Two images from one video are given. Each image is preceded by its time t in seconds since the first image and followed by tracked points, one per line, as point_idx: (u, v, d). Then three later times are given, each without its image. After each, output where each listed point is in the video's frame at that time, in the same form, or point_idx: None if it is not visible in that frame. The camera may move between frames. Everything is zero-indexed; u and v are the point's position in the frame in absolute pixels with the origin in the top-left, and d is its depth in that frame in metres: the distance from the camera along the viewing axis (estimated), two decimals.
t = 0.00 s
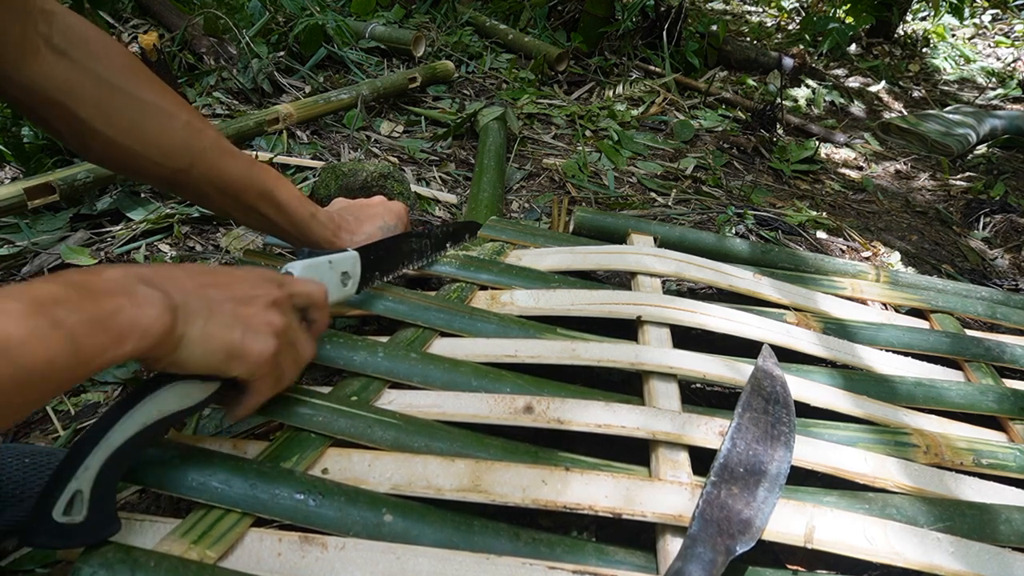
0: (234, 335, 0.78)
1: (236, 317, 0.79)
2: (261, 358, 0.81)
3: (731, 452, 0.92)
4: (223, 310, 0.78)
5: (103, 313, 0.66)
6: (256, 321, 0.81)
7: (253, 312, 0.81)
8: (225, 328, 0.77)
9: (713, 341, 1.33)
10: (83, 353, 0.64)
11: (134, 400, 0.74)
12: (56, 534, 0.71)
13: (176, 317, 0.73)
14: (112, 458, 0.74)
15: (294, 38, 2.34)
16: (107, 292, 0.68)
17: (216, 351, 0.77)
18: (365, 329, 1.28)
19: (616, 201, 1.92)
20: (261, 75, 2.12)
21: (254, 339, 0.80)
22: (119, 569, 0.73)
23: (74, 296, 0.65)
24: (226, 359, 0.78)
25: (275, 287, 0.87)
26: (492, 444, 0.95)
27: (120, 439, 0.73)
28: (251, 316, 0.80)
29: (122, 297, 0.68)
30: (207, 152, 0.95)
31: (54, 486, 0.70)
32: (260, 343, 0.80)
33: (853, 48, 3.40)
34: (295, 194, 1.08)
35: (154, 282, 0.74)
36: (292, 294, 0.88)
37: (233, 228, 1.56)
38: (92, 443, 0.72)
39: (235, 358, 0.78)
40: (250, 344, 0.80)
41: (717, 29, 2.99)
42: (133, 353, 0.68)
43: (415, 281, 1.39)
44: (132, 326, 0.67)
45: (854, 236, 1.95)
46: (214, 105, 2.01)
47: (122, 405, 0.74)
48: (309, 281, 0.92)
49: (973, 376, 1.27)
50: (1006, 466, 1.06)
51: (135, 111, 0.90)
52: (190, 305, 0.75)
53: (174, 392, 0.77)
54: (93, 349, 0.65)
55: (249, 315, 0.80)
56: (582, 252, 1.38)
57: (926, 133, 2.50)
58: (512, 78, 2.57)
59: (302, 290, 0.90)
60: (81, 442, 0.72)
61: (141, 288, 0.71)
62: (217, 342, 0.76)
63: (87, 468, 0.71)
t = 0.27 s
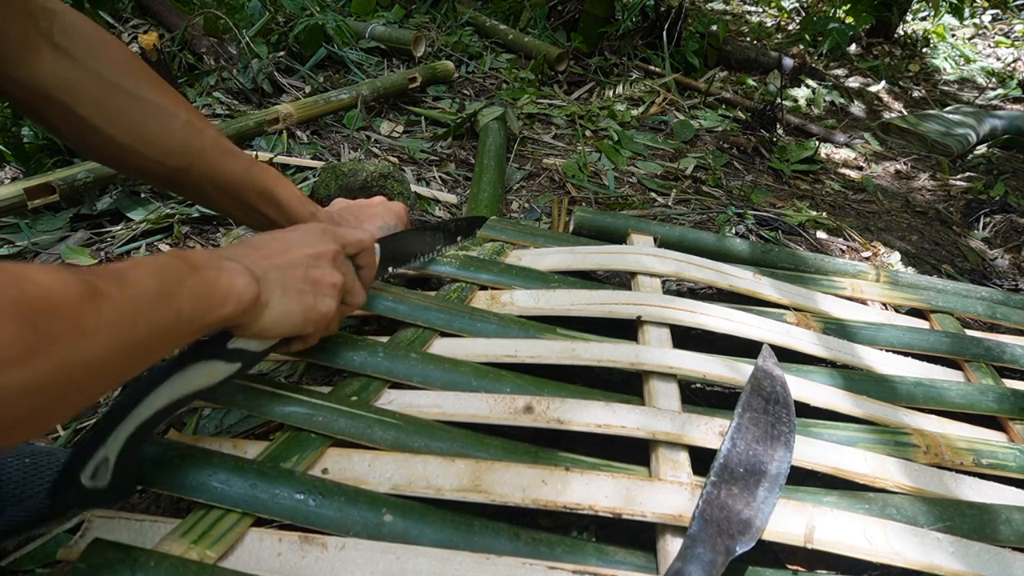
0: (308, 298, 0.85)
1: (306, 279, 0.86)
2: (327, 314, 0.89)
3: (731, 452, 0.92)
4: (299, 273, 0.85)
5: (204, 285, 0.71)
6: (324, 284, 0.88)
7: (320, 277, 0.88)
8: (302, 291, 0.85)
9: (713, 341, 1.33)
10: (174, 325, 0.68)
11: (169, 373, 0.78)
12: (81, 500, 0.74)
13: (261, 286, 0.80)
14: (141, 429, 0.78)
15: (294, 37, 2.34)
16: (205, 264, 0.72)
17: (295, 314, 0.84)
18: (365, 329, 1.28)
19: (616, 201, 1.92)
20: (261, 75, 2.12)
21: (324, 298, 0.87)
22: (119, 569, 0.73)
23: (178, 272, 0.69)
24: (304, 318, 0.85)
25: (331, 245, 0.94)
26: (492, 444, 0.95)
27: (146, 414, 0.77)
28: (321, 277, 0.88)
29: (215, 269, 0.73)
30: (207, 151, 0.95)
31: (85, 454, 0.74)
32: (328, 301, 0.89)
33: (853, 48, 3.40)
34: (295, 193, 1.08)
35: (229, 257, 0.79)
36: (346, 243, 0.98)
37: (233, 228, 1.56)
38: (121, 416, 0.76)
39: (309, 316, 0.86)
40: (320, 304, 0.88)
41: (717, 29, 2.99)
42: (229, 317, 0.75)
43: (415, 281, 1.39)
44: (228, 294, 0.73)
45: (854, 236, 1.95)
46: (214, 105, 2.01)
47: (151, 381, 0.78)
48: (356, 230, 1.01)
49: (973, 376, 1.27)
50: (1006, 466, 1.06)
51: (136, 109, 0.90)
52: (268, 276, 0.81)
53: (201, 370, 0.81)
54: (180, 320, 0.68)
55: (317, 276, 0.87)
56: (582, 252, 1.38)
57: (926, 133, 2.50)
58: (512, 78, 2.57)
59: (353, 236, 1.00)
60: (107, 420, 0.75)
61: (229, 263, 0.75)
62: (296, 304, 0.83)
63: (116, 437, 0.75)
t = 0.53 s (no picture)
0: (294, 292, 0.76)
1: (290, 270, 0.77)
2: (315, 311, 0.79)
3: (731, 453, 0.92)
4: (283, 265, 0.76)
5: (179, 277, 0.63)
6: (311, 276, 0.78)
7: (306, 269, 0.79)
8: (285, 283, 0.75)
9: (714, 341, 1.33)
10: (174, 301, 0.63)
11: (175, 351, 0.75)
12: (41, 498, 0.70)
13: (241, 276, 0.70)
14: (109, 424, 0.73)
15: (294, 37, 2.34)
16: (177, 254, 0.65)
17: (277, 308, 0.73)
18: (365, 329, 1.28)
19: (616, 201, 1.92)
20: (261, 75, 2.12)
21: (309, 292, 0.77)
22: (119, 569, 0.73)
23: (157, 258, 0.63)
24: (288, 313, 0.75)
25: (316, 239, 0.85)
26: (492, 444, 0.95)
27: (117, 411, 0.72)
28: (306, 271, 0.78)
29: (189, 257, 0.65)
30: (207, 150, 0.95)
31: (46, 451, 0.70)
32: (315, 297, 0.78)
33: (853, 48, 3.41)
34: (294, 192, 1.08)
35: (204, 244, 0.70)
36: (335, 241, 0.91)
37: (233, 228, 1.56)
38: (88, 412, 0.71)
39: (294, 312, 0.75)
40: (307, 299, 0.77)
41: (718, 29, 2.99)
42: (203, 313, 0.66)
43: (415, 281, 1.39)
44: (203, 285, 0.65)
45: (854, 237, 1.96)
46: (215, 104, 2.01)
47: (123, 376, 0.73)
48: (347, 231, 0.97)
49: (973, 377, 1.27)
50: (1006, 467, 1.06)
51: (137, 106, 0.90)
52: (248, 264, 0.72)
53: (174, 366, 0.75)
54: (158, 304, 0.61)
55: (303, 268, 0.78)
56: (583, 252, 1.38)
57: (926, 134, 2.50)
58: (513, 78, 2.57)
59: (342, 238, 0.95)
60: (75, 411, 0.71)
61: (203, 250, 0.67)
62: (279, 298, 0.73)
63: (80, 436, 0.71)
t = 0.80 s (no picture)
0: (313, 296, 0.79)
1: (310, 276, 0.79)
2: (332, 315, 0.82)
3: (731, 453, 0.92)
4: (301, 271, 0.78)
5: (200, 280, 0.65)
6: (329, 280, 0.81)
7: (325, 273, 0.81)
8: (304, 288, 0.77)
9: (713, 341, 1.33)
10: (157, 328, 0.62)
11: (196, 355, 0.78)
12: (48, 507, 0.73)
13: (262, 281, 0.73)
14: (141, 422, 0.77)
15: (294, 38, 2.34)
16: (203, 257, 0.67)
17: (297, 314, 0.76)
18: (365, 329, 1.28)
19: (616, 201, 1.93)
20: (261, 75, 2.12)
21: (328, 297, 0.80)
22: (119, 569, 0.73)
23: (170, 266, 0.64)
24: (307, 318, 0.78)
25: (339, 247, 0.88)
26: (492, 444, 0.95)
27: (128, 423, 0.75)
28: (324, 275, 0.81)
29: (215, 263, 0.68)
30: (208, 150, 0.95)
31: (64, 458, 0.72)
32: (333, 301, 0.81)
33: (853, 48, 3.41)
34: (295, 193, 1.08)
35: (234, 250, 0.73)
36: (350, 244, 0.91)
37: (233, 228, 1.56)
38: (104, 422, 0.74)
39: (313, 315, 0.79)
40: (325, 304, 0.80)
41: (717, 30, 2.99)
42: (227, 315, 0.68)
43: (415, 281, 1.39)
44: (227, 290, 0.68)
45: (854, 236, 1.96)
46: (215, 105, 2.01)
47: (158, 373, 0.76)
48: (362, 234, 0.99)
49: (973, 376, 1.27)
50: (1006, 466, 1.06)
51: (138, 106, 0.90)
52: (272, 270, 0.75)
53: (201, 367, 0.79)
54: (184, 314, 0.64)
55: (321, 273, 0.81)
56: (583, 252, 1.38)
57: (926, 133, 2.50)
58: (513, 78, 2.57)
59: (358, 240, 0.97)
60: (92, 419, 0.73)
61: (231, 259, 0.70)
62: (300, 302, 0.76)
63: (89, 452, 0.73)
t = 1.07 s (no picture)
0: (359, 278, 0.89)
1: (355, 260, 0.89)
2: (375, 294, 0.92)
3: (731, 453, 0.92)
4: (347, 256, 0.88)
5: (262, 261, 0.72)
6: (372, 264, 0.91)
7: (368, 257, 0.91)
8: (351, 271, 0.87)
9: (714, 341, 1.33)
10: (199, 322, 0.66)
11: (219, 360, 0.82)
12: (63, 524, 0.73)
13: (315, 264, 0.82)
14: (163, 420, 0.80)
15: (294, 38, 2.34)
16: (261, 242, 0.74)
17: (344, 292, 0.86)
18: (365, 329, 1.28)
19: (616, 201, 1.93)
20: (261, 75, 2.12)
21: (372, 279, 0.90)
22: (119, 569, 0.73)
23: (228, 254, 0.69)
24: (353, 297, 0.88)
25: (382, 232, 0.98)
26: (492, 443, 0.95)
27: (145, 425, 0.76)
28: (369, 260, 0.91)
29: (274, 246, 0.75)
30: (209, 152, 0.95)
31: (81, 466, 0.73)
32: (376, 282, 0.92)
33: (853, 48, 3.41)
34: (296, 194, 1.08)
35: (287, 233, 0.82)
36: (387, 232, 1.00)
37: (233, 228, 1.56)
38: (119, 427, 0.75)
39: (358, 297, 0.89)
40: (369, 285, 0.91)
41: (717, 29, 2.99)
42: (283, 294, 0.76)
43: (415, 280, 1.39)
44: (286, 270, 0.75)
45: (854, 237, 1.96)
46: (214, 105, 2.01)
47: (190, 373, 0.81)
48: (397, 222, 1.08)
49: (973, 376, 1.27)
50: (1006, 466, 1.06)
51: (139, 108, 0.90)
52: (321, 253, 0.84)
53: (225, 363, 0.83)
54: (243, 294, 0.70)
55: (365, 258, 0.90)
56: (583, 252, 1.38)
57: (926, 133, 2.50)
58: (513, 78, 2.57)
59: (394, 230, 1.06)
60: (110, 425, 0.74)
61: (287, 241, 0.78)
62: (347, 283, 0.86)
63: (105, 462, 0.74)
